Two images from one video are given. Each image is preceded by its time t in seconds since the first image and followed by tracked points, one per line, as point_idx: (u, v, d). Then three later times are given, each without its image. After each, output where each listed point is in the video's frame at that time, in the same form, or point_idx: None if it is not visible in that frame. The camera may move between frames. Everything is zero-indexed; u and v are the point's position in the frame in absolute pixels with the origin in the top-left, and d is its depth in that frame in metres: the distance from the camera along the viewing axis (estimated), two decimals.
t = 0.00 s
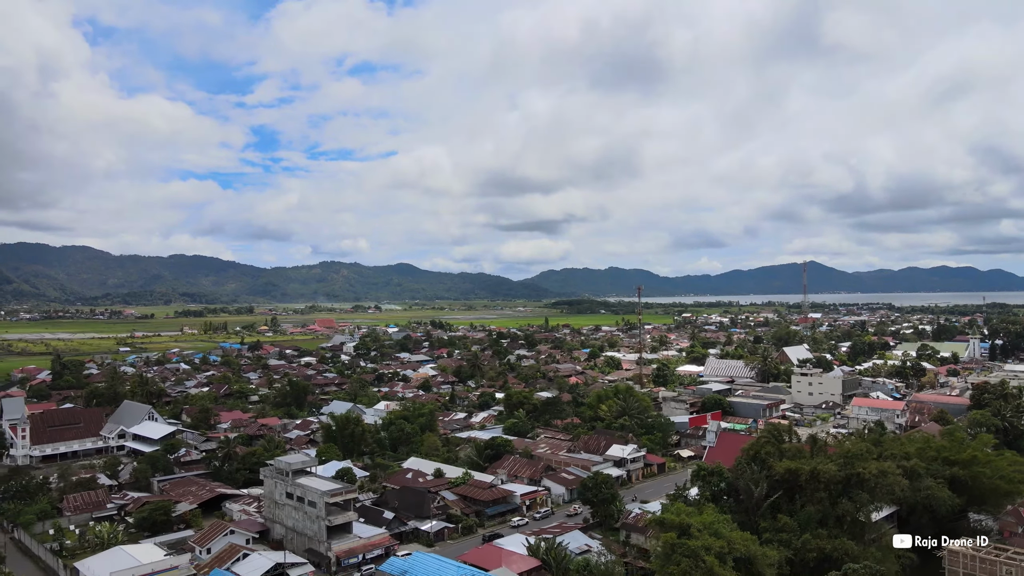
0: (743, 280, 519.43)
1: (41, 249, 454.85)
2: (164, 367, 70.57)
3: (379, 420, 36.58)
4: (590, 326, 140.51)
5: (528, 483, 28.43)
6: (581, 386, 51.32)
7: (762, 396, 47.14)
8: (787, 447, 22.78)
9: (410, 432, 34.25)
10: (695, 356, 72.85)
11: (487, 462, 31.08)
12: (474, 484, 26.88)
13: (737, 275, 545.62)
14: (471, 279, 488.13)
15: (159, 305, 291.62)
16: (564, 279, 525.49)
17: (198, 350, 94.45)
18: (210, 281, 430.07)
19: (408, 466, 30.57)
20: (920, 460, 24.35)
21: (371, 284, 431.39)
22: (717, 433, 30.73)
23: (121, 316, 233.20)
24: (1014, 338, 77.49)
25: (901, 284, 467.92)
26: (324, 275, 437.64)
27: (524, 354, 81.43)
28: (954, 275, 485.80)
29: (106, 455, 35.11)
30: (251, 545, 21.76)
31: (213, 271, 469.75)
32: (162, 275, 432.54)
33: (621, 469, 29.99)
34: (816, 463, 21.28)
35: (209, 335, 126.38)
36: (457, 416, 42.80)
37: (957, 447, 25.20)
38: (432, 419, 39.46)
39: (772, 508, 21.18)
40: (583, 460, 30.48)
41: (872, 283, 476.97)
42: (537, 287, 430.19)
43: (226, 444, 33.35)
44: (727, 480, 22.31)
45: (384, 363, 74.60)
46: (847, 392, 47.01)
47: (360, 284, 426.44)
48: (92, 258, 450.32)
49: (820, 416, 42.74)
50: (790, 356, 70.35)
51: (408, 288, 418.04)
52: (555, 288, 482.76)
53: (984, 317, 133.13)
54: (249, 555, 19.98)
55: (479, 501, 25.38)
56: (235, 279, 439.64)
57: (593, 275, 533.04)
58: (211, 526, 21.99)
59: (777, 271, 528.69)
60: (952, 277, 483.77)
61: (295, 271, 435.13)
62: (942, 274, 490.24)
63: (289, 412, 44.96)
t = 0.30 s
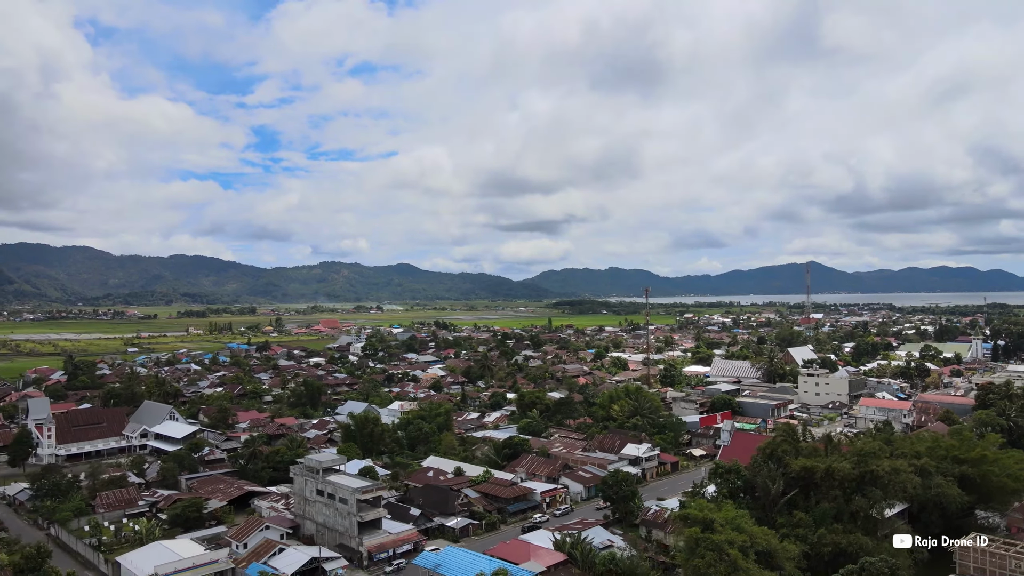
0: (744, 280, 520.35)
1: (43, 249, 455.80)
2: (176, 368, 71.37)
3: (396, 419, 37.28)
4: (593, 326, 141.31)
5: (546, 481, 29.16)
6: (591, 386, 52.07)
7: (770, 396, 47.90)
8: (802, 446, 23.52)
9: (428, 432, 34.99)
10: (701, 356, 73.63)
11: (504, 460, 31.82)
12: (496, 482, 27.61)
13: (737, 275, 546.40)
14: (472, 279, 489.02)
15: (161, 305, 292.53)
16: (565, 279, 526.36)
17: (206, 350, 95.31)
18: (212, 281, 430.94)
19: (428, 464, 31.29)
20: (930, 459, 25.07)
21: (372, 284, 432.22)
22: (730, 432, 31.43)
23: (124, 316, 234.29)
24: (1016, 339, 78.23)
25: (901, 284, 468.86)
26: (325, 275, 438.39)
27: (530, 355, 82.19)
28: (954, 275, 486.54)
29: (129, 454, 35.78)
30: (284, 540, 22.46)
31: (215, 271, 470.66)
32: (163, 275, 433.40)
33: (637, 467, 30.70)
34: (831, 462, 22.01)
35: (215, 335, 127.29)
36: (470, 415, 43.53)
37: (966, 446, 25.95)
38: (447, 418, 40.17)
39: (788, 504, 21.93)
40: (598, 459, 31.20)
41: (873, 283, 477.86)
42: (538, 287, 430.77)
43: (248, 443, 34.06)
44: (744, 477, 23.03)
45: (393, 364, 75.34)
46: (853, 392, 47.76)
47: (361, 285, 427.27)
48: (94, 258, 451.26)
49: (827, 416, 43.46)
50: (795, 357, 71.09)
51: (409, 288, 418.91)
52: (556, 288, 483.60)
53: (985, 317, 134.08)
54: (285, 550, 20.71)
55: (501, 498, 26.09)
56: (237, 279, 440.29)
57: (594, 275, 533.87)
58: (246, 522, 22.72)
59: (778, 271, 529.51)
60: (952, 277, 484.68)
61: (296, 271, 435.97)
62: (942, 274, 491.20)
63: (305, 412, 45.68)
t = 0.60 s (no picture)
0: (744, 280, 521.00)
1: (44, 249, 456.42)
2: (186, 368, 72.08)
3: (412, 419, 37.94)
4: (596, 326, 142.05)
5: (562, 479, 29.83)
6: (599, 387, 52.76)
7: (777, 396, 48.60)
8: (816, 445, 24.19)
9: (444, 431, 35.65)
10: (706, 357, 74.35)
11: (521, 459, 32.51)
12: (515, 480, 28.29)
13: (738, 275, 547.11)
14: (473, 279, 489.74)
15: (163, 305, 293.15)
16: (565, 279, 527.07)
17: (213, 350, 96.05)
18: (214, 282, 431.54)
19: (446, 463, 31.99)
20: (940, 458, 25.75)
21: (373, 284, 432.81)
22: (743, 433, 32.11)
23: (127, 317, 234.78)
24: (1019, 340, 78.89)
25: (902, 284, 469.58)
26: (326, 275, 439.07)
27: (536, 355, 82.88)
28: (955, 276, 487.17)
29: (150, 453, 36.48)
30: (313, 536, 23.15)
31: (216, 271, 471.19)
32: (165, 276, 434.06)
33: (650, 465, 31.37)
34: (844, 460, 22.70)
35: (221, 335, 128.04)
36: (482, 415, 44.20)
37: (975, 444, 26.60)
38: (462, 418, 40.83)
39: (803, 501, 22.65)
40: (613, 458, 31.83)
41: (873, 284, 478.67)
42: (539, 287, 431.50)
43: (268, 442, 34.77)
44: (759, 475, 23.73)
45: (401, 364, 76.01)
46: (859, 392, 48.43)
47: (362, 285, 427.84)
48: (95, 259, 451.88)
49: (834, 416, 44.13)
50: (799, 357, 71.79)
51: (410, 288, 419.90)
52: (557, 288, 484.35)
53: (987, 317, 134.85)
54: (316, 545, 21.41)
55: (520, 496, 26.75)
56: (238, 279, 441.02)
57: (594, 275, 534.57)
58: (276, 518, 23.46)
59: (778, 271, 530.28)
60: (953, 278, 485.49)
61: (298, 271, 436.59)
62: (943, 274, 492.05)
63: (319, 412, 46.34)
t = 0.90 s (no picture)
0: (745, 280, 521.61)
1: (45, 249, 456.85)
2: (196, 368, 72.71)
3: (427, 419, 38.59)
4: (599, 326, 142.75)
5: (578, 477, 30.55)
6: (608, 387, 53.45)
7: (784, 396, 49.27)
8: (829, 444, 24.85)
9: (460, 431, 36.33)
10: (711, 358, 75.02)
11: (536, 458, 33.21)
12: (533, 478, 28.97)
13: (738, 275, 547.80)
14: (474, 279, 490.41)
15: (165, 305, 293.65)
16: (566, 279, 527.78)
17: (220, 351, 96.77)
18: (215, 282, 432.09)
19: (462, 462, 32.71)
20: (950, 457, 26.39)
21: (374, 285, 433.25)
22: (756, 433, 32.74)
23: (129, 317, 235.41)
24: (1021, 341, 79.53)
25: (902, 284, 470.27)
26: (327, 275, 439.60)
27: (542, 355, 83.57)
28: (955, 276, 488.07)
29: (170, 452, 37.16)
30: (340, 532, 23.82)
31: (217, 271, 471.80)
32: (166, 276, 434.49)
33: (664, 463, 32.06)
34: (857, 458, 23.37)
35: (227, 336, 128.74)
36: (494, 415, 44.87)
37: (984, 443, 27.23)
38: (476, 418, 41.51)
39: (817, 498, 23.36)
40: (627, 457, 32.53)
41: (874, 284, 479.36)
42: (540, 288, 432.55)
43: (287, 441, 35.47)
44: (773, 474, 24.46)
45: (408, 365, 76.67)
46: (865, 392, 49.07)
47: (363, 285, 428.37)
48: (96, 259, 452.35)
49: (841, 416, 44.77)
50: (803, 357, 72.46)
51: (411, 288, 420.64)
52: (557, 288, 485.10)
53: (989, 317, 135.47)
54: (345, 540, 22.09)
55: (539, 494, 27.41)
56: (240, 280, 442.00)
57: (595, 275, 535.28)
58: (304, 514, 24.16)
59: (779, 271, 531.01)
60: (953, 278, 486.26)
61: (299, 272, 437.10)
62: (943, 275, 492.85)
63: (332, 412, 47.04)
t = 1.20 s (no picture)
0: (746, 280, 522.46)
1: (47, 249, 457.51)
2: (206, 368, 73.37)
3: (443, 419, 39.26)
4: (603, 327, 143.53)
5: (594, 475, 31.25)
6: (617, 387, 54.14)
7: (791, 396, 49.96)
8: (843, 443, 25.56)
9: (476, 430, 37.02)
10: (717, 358, 75.74)
11: (552, 456, 33.93)
12: (551, 476, 29.67)
13: (739, 275, 548.58)
14: (475, 279, 491.15)
15: (167, 305, 294.30)
16: (567, 279, 528.66)
17: (228, 351, 97.48)
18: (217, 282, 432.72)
19: (480, 460, 33.40)
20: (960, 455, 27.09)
21: (376, 285, 433.94)
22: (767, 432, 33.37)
23: (132, 317, 236.07)
24: None
25: (903, 284, 471.26)
26: (329, 275, 440.29)
27: (549, 356, 84.30)
28: (955, 276, 489.22)
29: (191, 451, 37.84)
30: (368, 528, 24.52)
31: (219, 271, 472.52)
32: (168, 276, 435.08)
33: (677, 462, 32.74)
34: (870, 457, 24.07)
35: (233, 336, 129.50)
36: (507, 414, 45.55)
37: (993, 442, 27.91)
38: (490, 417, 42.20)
39: (831, 495, 24.10)
40: (641, 455, 33.21)
41: (874, 284, 480.35)
42: (540, 288, 433.65)
43: (307, 440, 36.17)
44: (788, 471, 25.22)
45: (417, 365, 77.37)
46: (871, 392, 49.76)
47: (365, 286, 429.16)
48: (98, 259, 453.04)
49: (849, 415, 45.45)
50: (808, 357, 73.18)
51: (413, 288, 421.47)
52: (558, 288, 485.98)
53: (991, 317, 136.24)
54: (375, 536, 22.81)
55: (558, 491, 28.12)
56: (241, 280, 442.64)
57: (596, 275, 536.05)
58: (333, 510, 24.87)
59: (779, 271, 531.90)
60: (953, 279, 487.25)
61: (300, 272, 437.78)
62: (943, 275, 493.92)
63: (347, 412, 47.72)
